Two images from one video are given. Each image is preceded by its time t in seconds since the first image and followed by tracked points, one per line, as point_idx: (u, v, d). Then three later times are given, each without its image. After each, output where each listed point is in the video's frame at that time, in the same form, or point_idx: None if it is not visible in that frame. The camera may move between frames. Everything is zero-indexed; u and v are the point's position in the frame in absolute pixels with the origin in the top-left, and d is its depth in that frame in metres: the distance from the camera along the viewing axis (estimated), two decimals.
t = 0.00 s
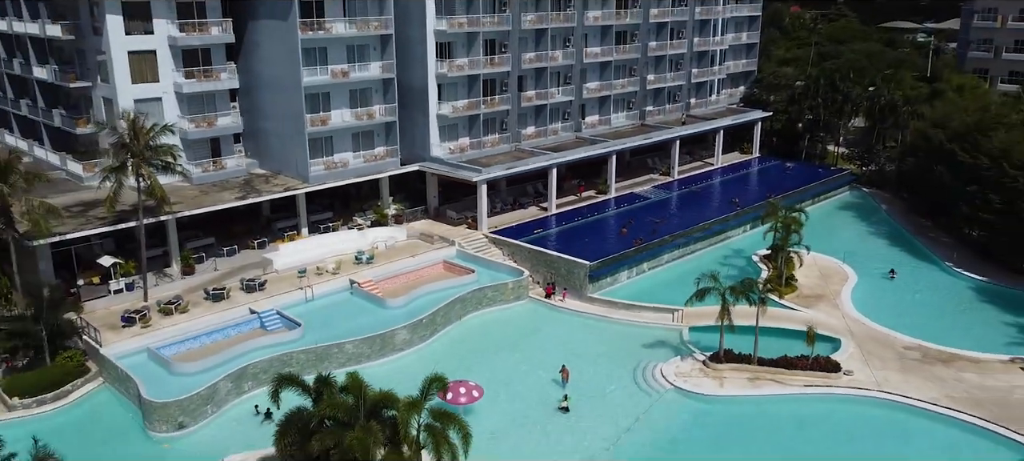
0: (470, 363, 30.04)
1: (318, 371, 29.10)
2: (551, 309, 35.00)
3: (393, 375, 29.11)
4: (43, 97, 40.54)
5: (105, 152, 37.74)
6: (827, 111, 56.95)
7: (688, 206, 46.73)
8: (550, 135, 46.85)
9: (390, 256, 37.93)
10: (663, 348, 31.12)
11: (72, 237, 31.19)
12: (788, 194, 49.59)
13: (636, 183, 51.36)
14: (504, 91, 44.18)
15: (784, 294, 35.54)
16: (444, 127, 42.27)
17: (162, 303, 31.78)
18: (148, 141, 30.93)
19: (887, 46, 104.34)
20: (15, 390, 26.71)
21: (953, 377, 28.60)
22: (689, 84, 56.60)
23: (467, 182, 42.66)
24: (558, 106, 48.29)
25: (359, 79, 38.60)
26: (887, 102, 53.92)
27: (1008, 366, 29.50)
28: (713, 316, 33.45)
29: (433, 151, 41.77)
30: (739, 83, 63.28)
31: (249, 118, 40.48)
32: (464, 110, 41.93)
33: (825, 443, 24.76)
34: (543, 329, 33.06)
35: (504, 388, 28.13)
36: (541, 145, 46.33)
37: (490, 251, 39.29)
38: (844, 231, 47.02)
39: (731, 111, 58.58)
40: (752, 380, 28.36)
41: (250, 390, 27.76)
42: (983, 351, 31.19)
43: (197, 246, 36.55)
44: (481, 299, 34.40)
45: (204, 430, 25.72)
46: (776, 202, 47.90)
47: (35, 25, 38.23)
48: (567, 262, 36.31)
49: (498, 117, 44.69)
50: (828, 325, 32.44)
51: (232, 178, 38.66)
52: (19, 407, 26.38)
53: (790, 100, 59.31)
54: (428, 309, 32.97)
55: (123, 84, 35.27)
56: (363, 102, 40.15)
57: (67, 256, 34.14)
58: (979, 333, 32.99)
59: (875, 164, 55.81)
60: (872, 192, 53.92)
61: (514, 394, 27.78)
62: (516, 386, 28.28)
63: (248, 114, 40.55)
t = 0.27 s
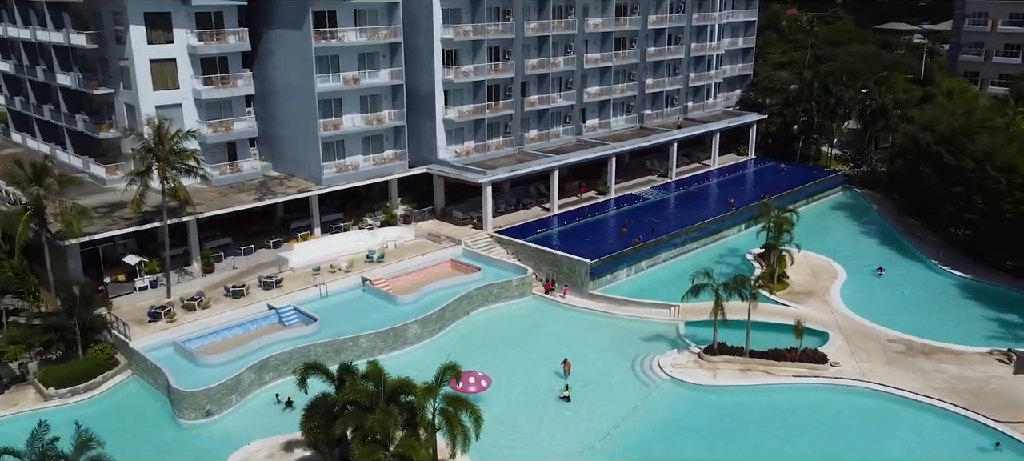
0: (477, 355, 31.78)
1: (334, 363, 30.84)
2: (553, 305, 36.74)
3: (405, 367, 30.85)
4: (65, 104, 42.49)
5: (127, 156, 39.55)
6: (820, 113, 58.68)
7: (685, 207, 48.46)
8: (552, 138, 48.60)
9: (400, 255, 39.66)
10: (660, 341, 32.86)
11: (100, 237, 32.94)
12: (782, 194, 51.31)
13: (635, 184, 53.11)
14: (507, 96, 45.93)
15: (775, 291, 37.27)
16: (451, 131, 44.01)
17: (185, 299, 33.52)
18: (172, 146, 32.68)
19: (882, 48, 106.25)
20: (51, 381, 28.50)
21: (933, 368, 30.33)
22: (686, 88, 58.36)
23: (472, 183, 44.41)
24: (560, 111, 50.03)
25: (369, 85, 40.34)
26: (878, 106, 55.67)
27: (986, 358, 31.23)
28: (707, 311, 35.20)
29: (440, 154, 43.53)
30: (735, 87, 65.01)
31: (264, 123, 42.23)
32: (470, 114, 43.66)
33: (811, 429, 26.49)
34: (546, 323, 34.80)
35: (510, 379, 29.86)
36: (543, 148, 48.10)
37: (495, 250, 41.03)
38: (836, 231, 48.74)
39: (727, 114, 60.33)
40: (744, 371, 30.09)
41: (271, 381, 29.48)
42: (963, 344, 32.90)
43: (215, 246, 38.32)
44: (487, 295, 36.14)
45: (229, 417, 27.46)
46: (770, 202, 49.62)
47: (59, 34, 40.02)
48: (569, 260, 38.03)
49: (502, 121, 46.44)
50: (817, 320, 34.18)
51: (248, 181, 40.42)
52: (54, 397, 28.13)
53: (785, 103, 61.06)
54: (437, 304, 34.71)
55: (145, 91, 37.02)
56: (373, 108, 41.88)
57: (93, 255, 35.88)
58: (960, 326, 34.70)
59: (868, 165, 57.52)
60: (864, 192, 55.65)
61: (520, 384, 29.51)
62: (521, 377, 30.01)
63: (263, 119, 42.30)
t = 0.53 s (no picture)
0: (483, 349, 33.54)
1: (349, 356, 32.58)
2: (555, 302, 38.50)
3: (416, 360, 32.62)
4: (87, 109, 44.32)
5: (147, 160, 41.33)
6: (814, 116, 60.49)
7: (682, 207, 50.23)
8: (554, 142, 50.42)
9: (409, 254, 41.45)
10: (657, 335, 34.62)
11: (126, 237, 34.70)
12: (777, 195, 53.08)
13: (634, 186, 54.88)
14: (511, 101, 47.73)
15: (768, 288, 39.05)
16: (456, 135, 45.82)
17: (206, 296, 35.27)
18: (193, 151, 34.44)
19: (877, 51, 108.25)
20: (83, 373, 30.25)
21: (915, 360, 32.14)
22: (683, 92, 60.15)
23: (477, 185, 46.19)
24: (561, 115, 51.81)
25: (378, 92, 42.14)
26: (869, 110, 57.49)
27: (966, 351, 33.03)
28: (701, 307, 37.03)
29: (446, 158, 45.33)
30: (732, 90, 66.77)
31: (277, 128, 44.00)
32: (475, 119, 45.38)
33: (799, 416, 28.27)
34: (549, 319, 36.56)
35: (516, 370, 31.61)
36: (545, 151, 49.92)
37: (499, 249, 42.82)
38: (827, 230, 50.53)
39: (724, 117, 62.12)
40: (736, 363, 31.86)
41: (290, 373, 31.24)
42: (945, 337, 34.67)
43: (233, 245, 40.10)
44: (492, 292, 37.91)
45: (252, 406, 29.20)
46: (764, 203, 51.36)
47: (82, 43, 41.80)
48: (570, 259, 39.79)
49: (505, 126, 48.24)
50: (807, 316, 35.98)
51: (263, 183, 42.20)
52: (86, 388, 29.87)
53: (779, 107, 62.86)
54: (445, 301, 36.46)
55: (166, 97, 38.77)
56: (382, 113, 43.66)
57: (117, 255, 37.67)
58: (943, 321, 36.46)
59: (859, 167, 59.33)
60: (856, 193, 57.45)
61: (525, 375, 31.28)
62: (526, 369, 31.78)
63: (276, 123, 44.06)
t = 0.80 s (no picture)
0: (489, 343, 35.26)
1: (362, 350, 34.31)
2: (557, 299, 40.24)
3: (426, 353, 34.37)
4: (106, 114, 46.08)
5: (165, 163, 43.07)
6: (808, 119, 62.28)
7: (680, 208, 51.98)
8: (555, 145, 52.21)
9: (417, 253, 43.19)
10: (655, 330, 36.36)
11: (149, 237, 36.37)
12: (771, 197, 54.84)
13: (633, 187, 56.65)
14: (514, 106, 49.51)
15: (761, 286, 40.83)
16: (461, 139, 47.60)
17: (225, 293, 36.99)
18: (212, 155, 36.20)
19: (872, 53, 110.14)
20: (111, 366, 32.01)
21: (899, 353, 33.90)
22: (681, 96, 61.92)
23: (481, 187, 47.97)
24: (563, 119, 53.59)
25: (387, 98, 43.90)
26: (861, 113, 59.26)
27: (948, 344, 34.76)
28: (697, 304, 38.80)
29: (452, 161, 47.09)
30: (728, 93, 68.57)
31: (290, 132, 45.76)
32: (479, 123, 47.30)
33: (788, 406, 30.02)
34: (552, 315, 38.30)
35: (521, 364, 33.34)
36: (546, 153, 51.70)
37: (503, 248, 44.60)
38: (820, 230, 52.30)
39: (720, 120, 63.88)
40: (730, 357, 33.59)
41: (307, 366, 32.96)
42: (929, 331, 36.37)
43: (248, 245, 41.89)
44: (498, 290, 39.66)
45: (272, 397, 30.95)
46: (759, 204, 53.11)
47: (103, 51, 43.53)
48: (571, 258, 41.53)
49: (509, 129, 50.02)
50: (797, 312, 37.76)
51: (277, 185, 43.99)
52: (115, 379, 31.60)
53: (774, 110, 64.66)
54: (453, 297, 38.20)
55: (184, 104, 40.48)
56: (390, 118, 45.42)
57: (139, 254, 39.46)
58: (928, 316, 38.14)
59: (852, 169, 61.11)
60: (849, 194, 59.23)
61: (529, 368, 32.99)
62: (530, 362, 33.50)
63: (288, 128, 45.82)
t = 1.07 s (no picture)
0: (498, 336, 37.87)
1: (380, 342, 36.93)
2: (561, 295, 42.87)
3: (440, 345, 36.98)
4: (133, 122, 48.77)
5: (191, 168, 45.72)
6: (799, 123, 64.94)
7: (676, 209, 54.61)
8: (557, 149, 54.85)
9: (428, 252, 45.83)
10: (652, 324, 38.98)
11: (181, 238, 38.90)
12: (764, 198, 57.48)
13: (632, 189, 59.28)
14: (518, 112, 52.15)
15: (752, 283, 43.46)
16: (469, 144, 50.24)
17: (251, 290, 39.59)
18: (239, 161, 38.83)
19: (866, 58, 112.95)
20: (149, 357, 34.58)
21: (879, 344, 36.53)
22: (678, 101, 64.57)
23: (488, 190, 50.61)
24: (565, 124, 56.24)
25: (400, 106, 46.54)
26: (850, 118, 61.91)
27: (924, 336, 37.38)
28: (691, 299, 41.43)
29: (460, 165, 49.72)
30: (724, 98, 71.22)
31: (307, 138, 48.39)
32: (486, 129, 49.95)
33: (774, 391, 32.71)
34: (555, 310, 40.93)
35: (528, 354, 35.95)
36: (549, 157, 54.35)
37: (509, 248, 47.24)
38: (810, 229, 54.93)
39: (716, 125, 66.53)
40: (722, 347, 36.22)
41: (329, 356, 35.57)
42: (907, 324, 38.96)
43: (270, 245, 44.53)
44: (505, 286, 42.29)
45: (299, 385, 33.56)
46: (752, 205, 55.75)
47: (132, 62, 46.17)
48: (574, 257, 44.14)
49: (513, 135, 52.65)
50: (785, 306, 40.40)
51: (295, 189, 46.65)
52: (153, 369, 34.20)
53: (767, 114, 67.34)
54: (463, 293, 40.84)
55: (210, 112, 43.07)
56: (402, 124, 48.05)
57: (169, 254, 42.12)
58: (907, 311, 40.76)
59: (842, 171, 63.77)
60: (838, 196, 61.87)
61: (535, 358, 35.60)
62: (536, 352, 36.14)
63: (305, 135, 48.45)
